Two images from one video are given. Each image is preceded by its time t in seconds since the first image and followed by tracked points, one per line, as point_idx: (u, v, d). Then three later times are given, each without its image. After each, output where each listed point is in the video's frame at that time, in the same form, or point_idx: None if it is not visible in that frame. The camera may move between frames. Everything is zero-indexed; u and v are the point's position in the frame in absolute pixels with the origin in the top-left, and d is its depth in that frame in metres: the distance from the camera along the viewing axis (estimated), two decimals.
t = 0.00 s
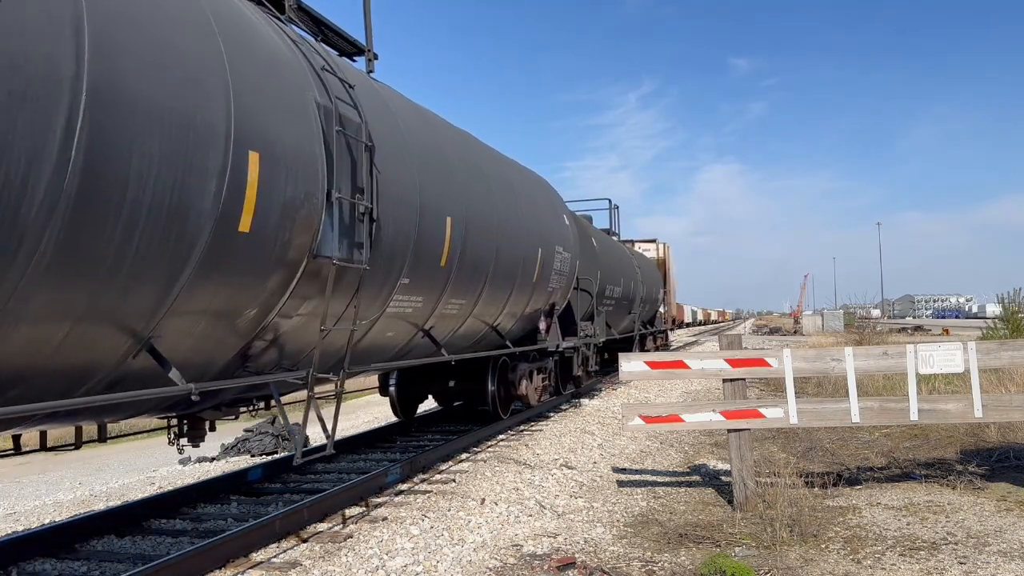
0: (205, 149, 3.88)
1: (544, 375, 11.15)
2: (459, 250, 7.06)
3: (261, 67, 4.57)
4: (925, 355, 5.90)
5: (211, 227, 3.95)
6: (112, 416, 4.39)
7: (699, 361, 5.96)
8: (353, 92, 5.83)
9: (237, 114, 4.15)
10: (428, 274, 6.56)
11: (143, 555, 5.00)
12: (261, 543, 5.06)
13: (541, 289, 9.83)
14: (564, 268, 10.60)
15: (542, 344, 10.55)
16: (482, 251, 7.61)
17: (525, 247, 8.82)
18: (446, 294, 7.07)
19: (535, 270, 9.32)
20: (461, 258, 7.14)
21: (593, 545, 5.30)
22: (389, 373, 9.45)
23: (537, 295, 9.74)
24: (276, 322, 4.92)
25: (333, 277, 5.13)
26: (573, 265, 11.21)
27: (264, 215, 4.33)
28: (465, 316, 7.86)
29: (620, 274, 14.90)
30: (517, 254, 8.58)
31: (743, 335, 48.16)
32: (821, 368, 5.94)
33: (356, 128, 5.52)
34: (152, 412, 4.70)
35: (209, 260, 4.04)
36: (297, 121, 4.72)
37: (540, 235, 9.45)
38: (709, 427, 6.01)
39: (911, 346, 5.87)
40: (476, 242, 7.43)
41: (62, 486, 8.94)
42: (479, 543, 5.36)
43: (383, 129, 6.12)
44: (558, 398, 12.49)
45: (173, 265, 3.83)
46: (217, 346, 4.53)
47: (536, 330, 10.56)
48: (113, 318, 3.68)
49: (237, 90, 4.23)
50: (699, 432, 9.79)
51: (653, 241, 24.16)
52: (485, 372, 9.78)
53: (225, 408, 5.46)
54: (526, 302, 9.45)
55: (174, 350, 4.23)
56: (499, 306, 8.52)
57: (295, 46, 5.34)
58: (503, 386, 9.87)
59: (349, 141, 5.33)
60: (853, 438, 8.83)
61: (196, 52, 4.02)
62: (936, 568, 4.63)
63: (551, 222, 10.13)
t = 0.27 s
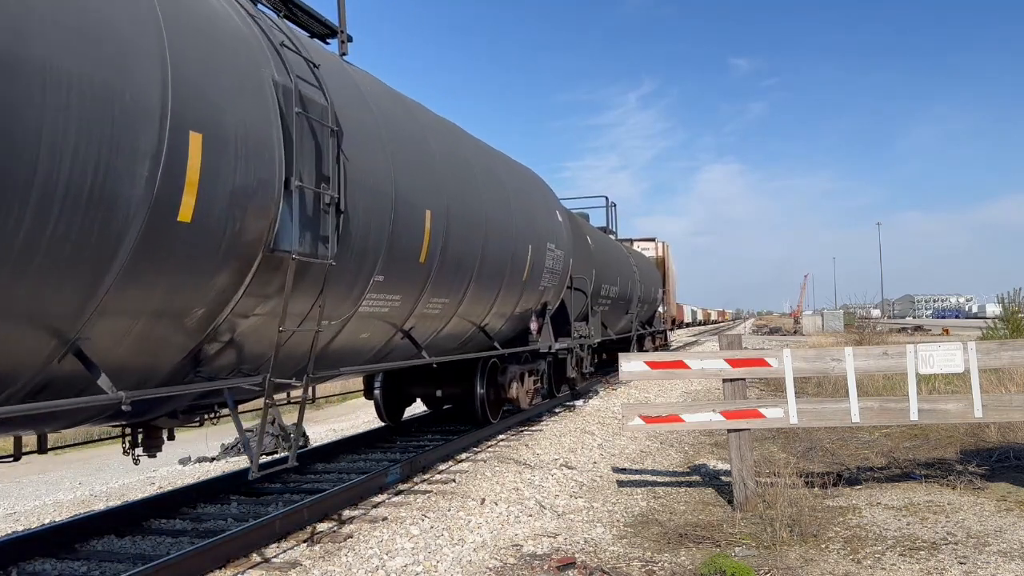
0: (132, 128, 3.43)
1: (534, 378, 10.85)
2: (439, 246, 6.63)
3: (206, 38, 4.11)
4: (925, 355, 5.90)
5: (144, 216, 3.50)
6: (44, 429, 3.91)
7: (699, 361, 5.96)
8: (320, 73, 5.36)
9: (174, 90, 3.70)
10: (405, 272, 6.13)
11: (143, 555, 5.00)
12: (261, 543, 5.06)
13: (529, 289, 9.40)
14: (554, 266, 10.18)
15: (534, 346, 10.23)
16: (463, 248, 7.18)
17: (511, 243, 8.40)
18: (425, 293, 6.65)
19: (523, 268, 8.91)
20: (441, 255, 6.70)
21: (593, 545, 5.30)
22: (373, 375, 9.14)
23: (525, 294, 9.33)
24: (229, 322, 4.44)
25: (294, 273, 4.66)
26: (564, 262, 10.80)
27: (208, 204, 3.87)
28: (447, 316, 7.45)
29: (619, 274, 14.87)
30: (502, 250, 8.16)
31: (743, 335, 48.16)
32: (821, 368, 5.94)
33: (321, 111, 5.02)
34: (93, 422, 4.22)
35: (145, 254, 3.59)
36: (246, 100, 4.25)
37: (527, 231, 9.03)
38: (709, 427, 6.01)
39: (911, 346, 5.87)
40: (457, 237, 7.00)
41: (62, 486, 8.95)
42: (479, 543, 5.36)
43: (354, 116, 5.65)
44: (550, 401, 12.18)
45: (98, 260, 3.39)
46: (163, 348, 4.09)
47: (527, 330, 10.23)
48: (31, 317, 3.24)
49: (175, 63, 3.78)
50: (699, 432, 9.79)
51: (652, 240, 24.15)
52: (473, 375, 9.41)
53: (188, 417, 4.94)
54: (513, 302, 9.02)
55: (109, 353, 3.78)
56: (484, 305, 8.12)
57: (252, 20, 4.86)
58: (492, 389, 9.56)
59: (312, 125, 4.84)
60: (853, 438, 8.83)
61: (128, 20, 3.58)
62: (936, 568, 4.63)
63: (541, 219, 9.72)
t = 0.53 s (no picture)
0: (41, 102, 3.05)
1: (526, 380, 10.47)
2: (417, 241, 6.25)
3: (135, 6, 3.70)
4: (925, 354, 5.90)
5: (59, 202, 3.13)
6: None
7: (699, 361, 5.96)
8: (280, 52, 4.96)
9: (96, 58, 3.32)
10: (380, 268, 5.75)
11: (143, 555, 5.00)
12: (262, 544, 5.06)
13: (518, 287, 9.03)
14: (545, 263, 9.81)
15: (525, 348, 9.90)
16: (445, 244, 6.81)
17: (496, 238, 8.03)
18: (402, 292, 6.27)
19: (511, 264, 8.54)
20: (420, 250, 6.33)
21: (592, 545, 5.30)
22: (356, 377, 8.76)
23: (514, 291, 8.97)
24: (172, 322, 4.05)
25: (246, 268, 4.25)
26: (557, 259, 10.42)
27: (135, 187, 3.47)
28: (429, 315, 7.10)
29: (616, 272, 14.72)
30: (487, 246, 7.79)
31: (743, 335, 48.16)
32: (821, 368, 5.94)
33: (279, 90, 4.61)
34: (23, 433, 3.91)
35: (61, 243, 3.21)
36: (186, 73, 3.85)
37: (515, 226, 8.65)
38: (709, 427, 6.01)
39: (911, 346, 5.87)
40: (438, 231, 6.63)
41: (62, 486, 8.95)
42: (479, 543, 5.36)
43: (323, 100, 5.25)
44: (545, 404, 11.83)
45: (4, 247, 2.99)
46: (95, 350, 3.71)
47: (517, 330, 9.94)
48: None
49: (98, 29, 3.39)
50: (699, 432, 9.79)
51: (650, 239, 24.15)
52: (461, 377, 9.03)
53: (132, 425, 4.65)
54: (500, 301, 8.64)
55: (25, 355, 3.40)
56: (469, 305, 7.77)
57: None
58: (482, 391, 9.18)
59: (269, 106, 4.43)
60: (853, 438, 8.83)
61: None
62: (936, 568, 4.63)
63: (531, 214, 9.34)
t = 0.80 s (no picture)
0: None
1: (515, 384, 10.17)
2: (391, 235, 5.88)
3: None
4: (925, 354, 5.90)
5: None
6: None
7: (699, 361, 5.96)
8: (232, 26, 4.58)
9: None
10: (349, 263, 5.38)
11: (143, 555, 5.00)
12: (262, 543, 5.06)
13: (503, 286, 8.71)
14: (533, 260, 9.47)
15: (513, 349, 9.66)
16: (423, 239, 6.45)
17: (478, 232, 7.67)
18: (375, 290, 5.90)
19: (495, 261, 8.20)
20: (393, 245, 5.96)
21: (593, 545, 5.30)
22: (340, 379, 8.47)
23: (499, 289, 8.63)
24: (105, 322, 3.66)
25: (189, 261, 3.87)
26: (546, 256, 10.08)
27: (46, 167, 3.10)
28: (407, 314, 6.73)
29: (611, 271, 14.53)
30: (468, 241, 7.44)
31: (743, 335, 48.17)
32: (821, 368, 5.94)
33: (229, 67, 4.22)
34: None
35: None
36: (112, 42, 3.48)
37: (499, 220, 8.31)
38: (709, 427, 6.01)
39: (911, 345, 5.87)
40: (415, 224, 6.26)
41: (62, 486, 8.94)
42: (479, 543, 5.36)
43: (282, 81, 4.87)
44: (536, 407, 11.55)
45: None
46: (20, 354, 3.35)
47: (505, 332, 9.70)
48: None
49: None
50: (699, 432, 9.79)
51: (649, 238, 24.15)
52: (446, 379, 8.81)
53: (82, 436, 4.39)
54: (484, 299, 8.30)
55: None
56: (449, 304, 7.43)
57: None
58: (469, 395, 8.96)
59: (217, 83, 4.05)
60: (853, 438, 8.83)
61: None
62: (936, 568, 4.63)
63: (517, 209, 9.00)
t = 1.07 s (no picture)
0: None
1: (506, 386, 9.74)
2: (363, 228, 5.45)
3: None
4: (925, 354, 5.90)
5: None
6: None
7: (699, 361, 5.96)
8: None
9: None
10: (313, 258, 4.95)
11: (143, 555, 5.00)
12: (262, 543, 5.06)
13: (491, 284, 8.26)
14: (524, 257, 9.04)
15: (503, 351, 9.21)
16: (400, 234, 6.01)
17: (463, 228, 7.24)
18: (345, 287, 5.47)
19: (482, 258, 7.78)
20: (366, 239, 5.53)
21: (593, 545, 5.30)
22: (317, 385, 7.83)
23: (487, 287, 8.19)
24: (17, 322, 3.30)
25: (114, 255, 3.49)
26: (538, 253, 9.62)
27: None
28: (383, 315, 6.30)
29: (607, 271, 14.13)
30: (453, 237, 7.01)
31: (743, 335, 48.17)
32: (821, 368, 5.94)
33: (166, 38, 3.80)
34: None
35: None
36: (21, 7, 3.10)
37: (486, 216, 7.88)
38: (709, 427, 6.01)
39: (911, 346, 5.87)
40: (391, 217, 5.83)
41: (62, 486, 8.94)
42: (479, 543, 5.36)
43: (234, 57, 4.44)
44: (529, 409, 11.13)
45: None
46: None
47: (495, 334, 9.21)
48: None
49: None
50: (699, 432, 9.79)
51: (648, 237, 24.13)
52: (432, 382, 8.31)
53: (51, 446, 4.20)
54: (469, 298, 7.84)
55: None
56: (432, 304, 6.99)
57: None
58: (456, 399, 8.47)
59: (150, 55, 3.66)
60: (853, 438, 8.83)
61: None
62: (936, 568, 4.63)
63: (507, 204, 8.53)
